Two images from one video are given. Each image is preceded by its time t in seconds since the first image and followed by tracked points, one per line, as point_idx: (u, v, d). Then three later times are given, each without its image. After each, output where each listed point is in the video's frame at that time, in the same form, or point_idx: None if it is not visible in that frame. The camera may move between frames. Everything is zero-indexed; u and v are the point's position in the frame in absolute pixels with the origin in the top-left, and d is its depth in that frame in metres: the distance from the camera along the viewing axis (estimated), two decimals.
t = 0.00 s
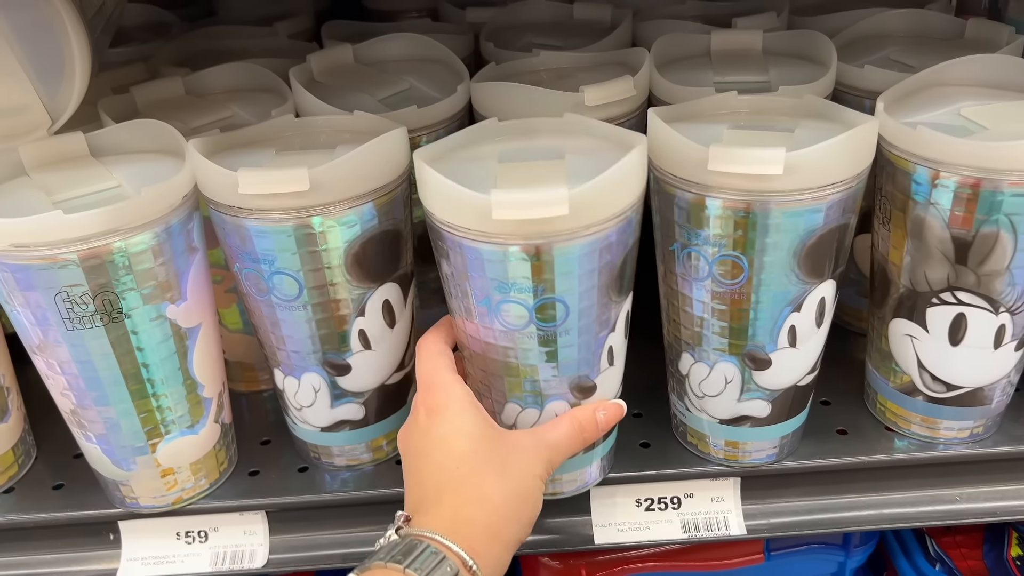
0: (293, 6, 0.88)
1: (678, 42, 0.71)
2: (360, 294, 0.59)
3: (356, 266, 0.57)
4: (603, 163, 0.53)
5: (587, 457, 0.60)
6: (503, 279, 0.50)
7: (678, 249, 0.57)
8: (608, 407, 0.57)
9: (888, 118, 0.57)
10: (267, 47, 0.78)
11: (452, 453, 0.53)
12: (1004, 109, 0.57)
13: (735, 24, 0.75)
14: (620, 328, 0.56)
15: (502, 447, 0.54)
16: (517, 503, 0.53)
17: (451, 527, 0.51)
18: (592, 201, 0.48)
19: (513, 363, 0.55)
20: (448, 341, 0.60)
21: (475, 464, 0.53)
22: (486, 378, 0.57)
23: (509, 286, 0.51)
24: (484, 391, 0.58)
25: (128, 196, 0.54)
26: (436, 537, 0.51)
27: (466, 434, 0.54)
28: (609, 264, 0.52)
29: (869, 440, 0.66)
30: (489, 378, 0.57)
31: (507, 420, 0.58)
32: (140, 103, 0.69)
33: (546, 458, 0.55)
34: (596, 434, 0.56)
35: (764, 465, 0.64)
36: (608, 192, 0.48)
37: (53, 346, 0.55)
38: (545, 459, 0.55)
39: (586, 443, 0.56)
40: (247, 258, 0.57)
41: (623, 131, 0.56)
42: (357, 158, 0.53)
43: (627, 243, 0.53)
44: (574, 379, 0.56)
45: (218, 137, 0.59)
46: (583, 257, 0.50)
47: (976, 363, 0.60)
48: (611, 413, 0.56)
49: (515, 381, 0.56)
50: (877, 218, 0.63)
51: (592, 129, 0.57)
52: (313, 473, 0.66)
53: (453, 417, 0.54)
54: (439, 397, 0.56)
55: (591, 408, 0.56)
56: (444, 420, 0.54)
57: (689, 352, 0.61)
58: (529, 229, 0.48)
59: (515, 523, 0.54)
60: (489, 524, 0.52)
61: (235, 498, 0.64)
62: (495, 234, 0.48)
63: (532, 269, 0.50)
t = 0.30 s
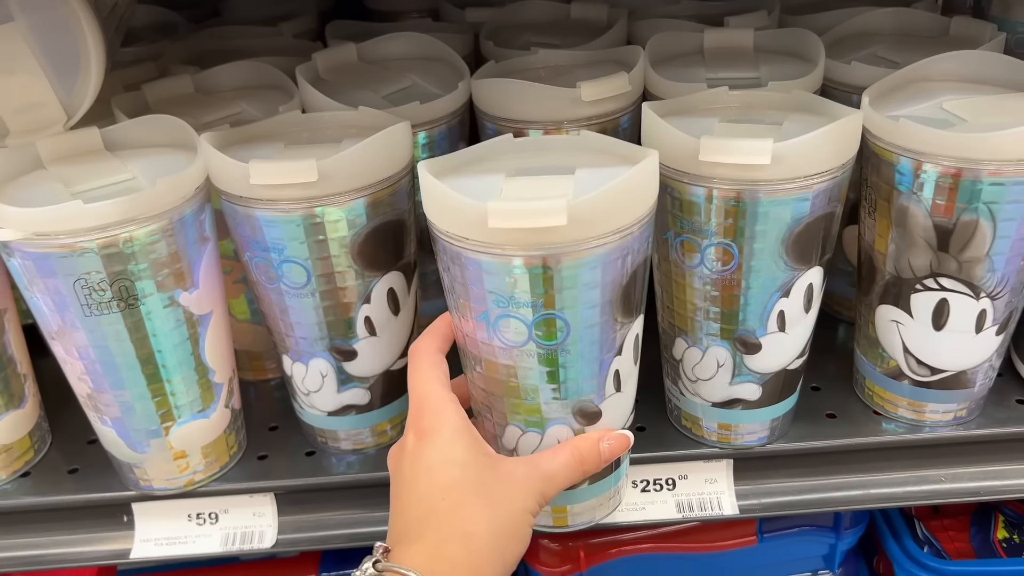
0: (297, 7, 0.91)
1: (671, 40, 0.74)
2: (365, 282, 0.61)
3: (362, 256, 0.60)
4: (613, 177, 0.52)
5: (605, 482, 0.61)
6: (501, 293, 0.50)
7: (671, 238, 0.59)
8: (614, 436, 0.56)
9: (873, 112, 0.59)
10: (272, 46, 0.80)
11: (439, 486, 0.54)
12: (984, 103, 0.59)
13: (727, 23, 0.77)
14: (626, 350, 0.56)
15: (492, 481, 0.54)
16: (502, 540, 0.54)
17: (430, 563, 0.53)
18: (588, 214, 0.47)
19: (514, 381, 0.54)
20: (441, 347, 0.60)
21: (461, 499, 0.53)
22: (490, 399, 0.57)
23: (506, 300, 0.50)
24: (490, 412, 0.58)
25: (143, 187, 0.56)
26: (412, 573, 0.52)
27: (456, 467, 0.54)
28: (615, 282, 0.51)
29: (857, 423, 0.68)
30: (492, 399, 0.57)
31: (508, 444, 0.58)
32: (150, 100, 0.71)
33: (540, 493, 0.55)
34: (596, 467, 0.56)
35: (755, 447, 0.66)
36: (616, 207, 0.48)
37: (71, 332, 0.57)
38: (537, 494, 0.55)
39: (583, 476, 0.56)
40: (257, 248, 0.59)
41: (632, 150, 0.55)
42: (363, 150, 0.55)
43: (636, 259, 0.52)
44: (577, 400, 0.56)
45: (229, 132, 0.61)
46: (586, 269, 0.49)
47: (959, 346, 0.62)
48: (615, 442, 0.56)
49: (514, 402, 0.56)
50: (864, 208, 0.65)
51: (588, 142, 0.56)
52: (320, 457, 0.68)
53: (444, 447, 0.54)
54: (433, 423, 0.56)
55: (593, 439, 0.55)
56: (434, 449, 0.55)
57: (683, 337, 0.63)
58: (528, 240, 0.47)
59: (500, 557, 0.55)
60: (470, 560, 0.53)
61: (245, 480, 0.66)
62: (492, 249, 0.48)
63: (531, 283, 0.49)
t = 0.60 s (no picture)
0: (318, 4, 0.95)
1: (676, 35, 0.78)
2: (390, 259, 0.65)
3: (388, 235, 0.64)
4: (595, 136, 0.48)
5: (627, 465, 0.60)
6: (468, 268, 0.48)
7: (678, 218, 0.63)
8: (608, 420, 0.53)
9: (868, 100, 0.63)
10: (296, 41, 0.84)
11: (406, 465, 0.57)
12: (971, 90, 0.63)
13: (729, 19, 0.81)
14: (614, 328, 0.52)
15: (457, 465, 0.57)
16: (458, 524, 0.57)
17: (381, 538, 0.56)
18: (537, 180, 0.44)
19: (502, 364, 0.53)
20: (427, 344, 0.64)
21: (422, 481, 0.56)
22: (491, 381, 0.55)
23: (474, 275, 0.48)
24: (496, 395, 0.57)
25: (183, 168, 0.60)
26: (363, 548, 0.56)
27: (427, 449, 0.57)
28: (591, 255, 0.48)
29: (853, 396, 0.72)
30: (496, 381, 0.55)
31: (508, 423, 0.57)
32: (183, 91, 0.75)
33: (506, 482, 0.56)
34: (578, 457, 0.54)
35: (757, 417, 0.70)
36: (573, 169, 0.45)
37: (114, 304, 0.61)
38: (502, 483, 0.56)
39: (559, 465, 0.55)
40: (288, 226, 0.63)
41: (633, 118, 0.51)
42: (390, 133, 0.59)
43: (615, 229, 0.48)
44: (573, 381, 0.53)
45: (261, 118, 0.65)
46: (545, 245, 0.46)
47: (949, 321, 0.65)
48: (605, 429, 0.53)
49: (504, 380, 0.54)
50: (860, 192, 0.69)
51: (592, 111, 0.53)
52: (343, 427, 0.72)
53: (419, 430, 0.58)
54: (417, 408, 0.60)
55: (582, 425, 0.53)
56: (410, 431, 0.58)
57: (688, 313, 0.67)
58: (475, 212, 0.45)
59: (455, 540, 0.57)
60: (420, 539, 0.56)
61: (273, 448, 0.70)
62: (451, 226, 0.47)
63: (490, 258, 0.47)
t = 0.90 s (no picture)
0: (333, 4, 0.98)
1: (680, 33, 0.80)
2: (405, 246, 0.67)
3: (403, 223, 0.66)
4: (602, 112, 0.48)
5: (636, 468, 0.58)
6: (462, 243, 0.48)
7: (681, 208, 0.65)
8: (596, 416, 0.52)
9: (865, 94, 0.65)
10: (313, 39, 0.87)
11: (386, 456, 0.60)
12: (965, 85, 0.65)
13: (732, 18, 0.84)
14: (607, 321, 0.50)
15: (430, 460, 0.59)
16: (425, 517, 0.58)
17: (344, 528, 0.58)
18: (520, 149, 0.44)
19: (499, 347, 0.52)
20: (446, 340, 0.68)
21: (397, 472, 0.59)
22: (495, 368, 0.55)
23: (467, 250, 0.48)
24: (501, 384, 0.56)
25: (207, 157, 0.63)
26: (325, 545, 0.58)
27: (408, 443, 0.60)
28: (582, 238, 0.47)
29: (852, 382, 0.74)
30: (500, 369, 0.54)
31: (509, 412, 0.57)
32: (204, 86, 0.78)
33: (477, 478, 0.57)
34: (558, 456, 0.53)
35: (757, 402, 0.72)
36: (560, 142, 0.44)
37: (140, 288, 0.64)
38: (471, 479, 0.57)
39: (533, 463, 0.54)
40: (307, 214, 0.65)
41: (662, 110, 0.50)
42: (405, 125, 0.62)
43: (610, 214, 0.47)
44: (567, 371, 0.51)
45: (281, 111, 0.68)
46: (524, 222, 0.46)
47: (943, 308, 0.68)
48: (588, 428, 0.51)
49: (501, 362, 0.53)
50: (857, 184, 0.71)
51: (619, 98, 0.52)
52: (358, 410, 0.75)
53: (403, 426, 0.61)
54: (404, 406, 0.63)
55: (568, 420, 0.51)
56: (393, 427, 0.62)
57: (690, 299, 0.69)
58: (460, 180, 0.45)
59: (420, 534, 0.59)
60: (381, 530, 0.58)
61: (291, 429, 0.73)
62: (443, 198, 0.47)
63: (475, 230, 0.47)
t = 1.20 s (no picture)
0: (341, 6, 1.00)
1: (680, 32, 0.82)
2: (411, 238, 0.69)
3: (410, 215, 0.68)
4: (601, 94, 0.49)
5: (645, 471, 0.53)
6: (464, 221, 0.51)
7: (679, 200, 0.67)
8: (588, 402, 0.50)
9: (857, 92, 0.67)
10: (322, 39, 0.90)
11: (386, 459, 0.63)
12: (955, 82, 0.67)
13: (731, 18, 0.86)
14: (598, 300, 0.49)
15: (421, 460, 0.61)
16: (407, 516, 0.59)
17: (329, 527, 0.60)
18: (509, 120, 0.46)
19: (501, 332, 0.53)
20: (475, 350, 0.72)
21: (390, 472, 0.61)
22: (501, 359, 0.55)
23: (468, 228, 0.50)
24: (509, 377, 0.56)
25: (220, 149, 0.65)
26: (313, 546, 0.60)
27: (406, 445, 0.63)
28: (572, 211, 0.47)
29: (846, 372, 0.76)
30: (504, 356, 0.55)
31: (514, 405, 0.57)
32: (217, 83, 0.80)
33: (462, 475, 0.58)
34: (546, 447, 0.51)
35: (753, 390, 0.74)
36: (546, 112, 0.46)
37: (154, 276, 0.66)
38: (455, 477, 0.58)
39: (519, 456, 0.54)
40: (317, 206, 0.68)
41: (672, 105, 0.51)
42: (411, 120, 0.64)
43: (600, 187, 0.47)
44: (564, 354, 0.50)
45: (292, 107, 0.70)
46: (513, 194, 0.47)
47: (935, 299, 0.70)
48: (578, 416, 0.49)
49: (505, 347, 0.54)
50: (851, 179, 0.73)
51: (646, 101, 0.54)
52: (365, 398, 0.77)
53: (405, 430, 0.64)
54: (410, 413, 0.66)
55: (557, 409, 0.50)
56: (397, 433, 0.65)
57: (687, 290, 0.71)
58: (460, 158, 0.48)
59: (404, 533, 0.60)
60: (363, 529, 0.59)
61: (299, 416, 0.75)
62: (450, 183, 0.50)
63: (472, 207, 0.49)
